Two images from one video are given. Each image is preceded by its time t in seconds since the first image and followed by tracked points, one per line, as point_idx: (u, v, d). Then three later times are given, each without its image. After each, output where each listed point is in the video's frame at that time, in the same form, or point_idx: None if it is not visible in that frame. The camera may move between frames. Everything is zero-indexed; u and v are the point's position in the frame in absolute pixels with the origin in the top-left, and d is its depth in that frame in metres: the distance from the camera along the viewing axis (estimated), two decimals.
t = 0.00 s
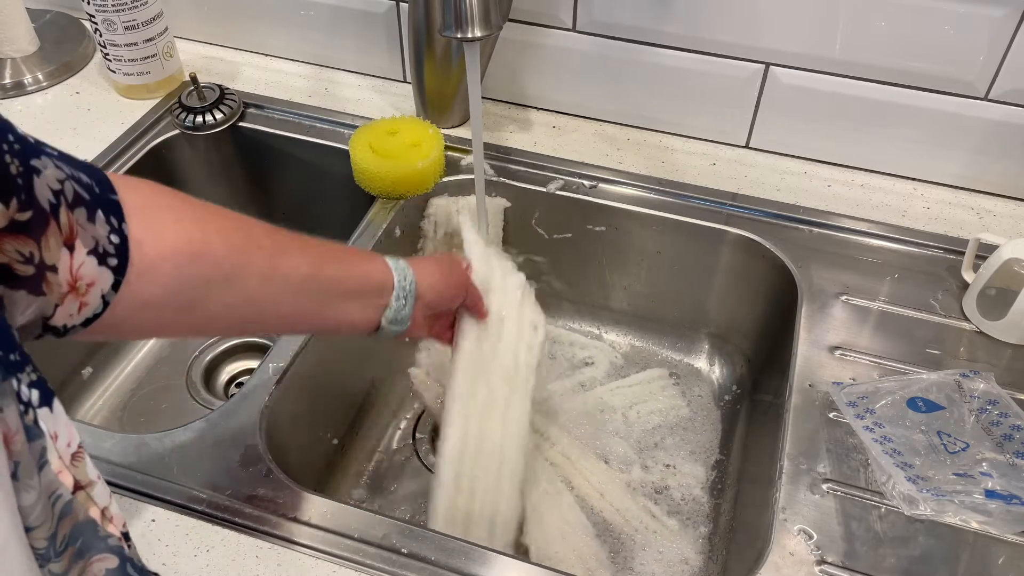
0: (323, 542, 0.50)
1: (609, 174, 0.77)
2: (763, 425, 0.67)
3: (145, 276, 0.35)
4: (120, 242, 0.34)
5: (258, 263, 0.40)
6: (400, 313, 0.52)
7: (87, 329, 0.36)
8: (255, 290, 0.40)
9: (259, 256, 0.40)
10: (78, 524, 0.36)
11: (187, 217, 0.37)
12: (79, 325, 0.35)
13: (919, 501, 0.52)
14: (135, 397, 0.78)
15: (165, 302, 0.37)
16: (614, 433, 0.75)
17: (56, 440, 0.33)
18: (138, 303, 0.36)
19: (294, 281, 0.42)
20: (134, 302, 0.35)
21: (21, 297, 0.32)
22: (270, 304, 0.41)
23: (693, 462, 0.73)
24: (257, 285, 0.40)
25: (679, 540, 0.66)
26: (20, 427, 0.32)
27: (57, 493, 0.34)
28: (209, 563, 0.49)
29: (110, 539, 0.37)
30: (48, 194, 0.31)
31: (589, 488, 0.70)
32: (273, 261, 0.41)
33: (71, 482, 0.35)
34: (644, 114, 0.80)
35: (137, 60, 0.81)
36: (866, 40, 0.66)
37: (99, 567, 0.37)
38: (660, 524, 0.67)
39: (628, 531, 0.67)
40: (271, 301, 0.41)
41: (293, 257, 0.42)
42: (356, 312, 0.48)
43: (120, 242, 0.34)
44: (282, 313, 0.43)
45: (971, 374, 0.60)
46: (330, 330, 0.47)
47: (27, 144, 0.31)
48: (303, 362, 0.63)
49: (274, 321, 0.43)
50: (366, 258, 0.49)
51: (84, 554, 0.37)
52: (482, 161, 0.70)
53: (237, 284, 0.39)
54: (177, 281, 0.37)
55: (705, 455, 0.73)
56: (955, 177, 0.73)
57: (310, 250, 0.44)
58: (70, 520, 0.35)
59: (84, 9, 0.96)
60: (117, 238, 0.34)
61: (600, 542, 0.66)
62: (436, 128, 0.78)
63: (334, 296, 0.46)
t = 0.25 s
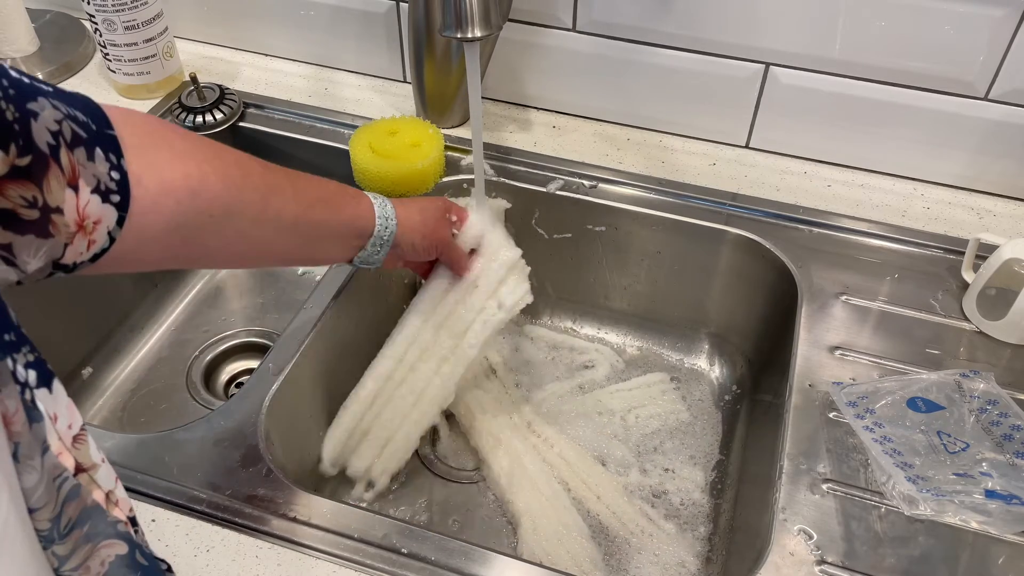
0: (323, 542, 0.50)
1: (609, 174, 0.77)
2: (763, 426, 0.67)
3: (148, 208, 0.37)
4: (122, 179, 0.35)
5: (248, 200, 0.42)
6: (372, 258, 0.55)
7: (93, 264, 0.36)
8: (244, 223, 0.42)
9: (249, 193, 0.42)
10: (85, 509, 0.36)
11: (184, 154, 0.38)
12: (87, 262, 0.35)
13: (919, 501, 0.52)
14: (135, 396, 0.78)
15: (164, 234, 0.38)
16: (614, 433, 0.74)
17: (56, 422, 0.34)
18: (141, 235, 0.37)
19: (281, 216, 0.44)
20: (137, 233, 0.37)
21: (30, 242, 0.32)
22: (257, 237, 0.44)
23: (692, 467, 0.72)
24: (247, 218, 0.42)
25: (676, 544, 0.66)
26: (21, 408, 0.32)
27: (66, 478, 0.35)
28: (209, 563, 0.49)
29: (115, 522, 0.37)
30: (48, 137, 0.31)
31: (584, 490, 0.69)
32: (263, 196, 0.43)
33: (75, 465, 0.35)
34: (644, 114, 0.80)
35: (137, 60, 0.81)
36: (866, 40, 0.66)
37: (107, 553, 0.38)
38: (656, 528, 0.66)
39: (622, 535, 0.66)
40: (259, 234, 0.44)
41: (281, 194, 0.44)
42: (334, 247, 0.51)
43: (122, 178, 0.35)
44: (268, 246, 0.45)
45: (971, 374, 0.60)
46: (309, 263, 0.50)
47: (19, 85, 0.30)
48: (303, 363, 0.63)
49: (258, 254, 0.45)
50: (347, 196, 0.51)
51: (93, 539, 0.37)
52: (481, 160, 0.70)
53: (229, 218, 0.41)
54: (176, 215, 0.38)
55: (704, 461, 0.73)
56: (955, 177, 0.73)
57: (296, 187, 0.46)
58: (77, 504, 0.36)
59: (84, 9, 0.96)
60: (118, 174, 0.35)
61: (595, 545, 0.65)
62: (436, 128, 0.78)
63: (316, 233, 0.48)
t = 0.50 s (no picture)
0: (323, 542, 0.50)
1: (609, 174, 0.77)
2: (763, 426, 0.67)
3: (146, 212, 0.36)
4: (120, 181, 0.34)
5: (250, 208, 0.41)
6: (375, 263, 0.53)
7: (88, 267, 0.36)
8: (244, 231, 0.41)
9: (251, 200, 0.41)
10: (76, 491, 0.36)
11: (184, 158, 0.37)
12: (81, 264, 0.35)
13: (919, 501, 0.52)
14: (135, 396, 0.78)
15: (162, 239, 0.37)
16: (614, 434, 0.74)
17: (49, 405, 0.34)
18: (137, 239, 0.36)
19: (281, 224, 0.43)
20: (133, 237, 0.36)
21: (24, 241, 0.32)
22: (257, 245, 0.42)
23: (691, 469, 0.72)
24: (246, 226, 0.41)
25: (675, 545, 0.65)
26: (17, 390, 0.32)
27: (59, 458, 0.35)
28: (209, 563, 0.49)
29: (107, 504, 0.37)
30: (44, 136, 0.31)
31: (583, 491, 0.68)
32: (263, 203, 0.42)
33: (65, 447, 0.35)
34: (644, 114, 0.80)
35: (137, 60, 0.81)
36: (866, 40, 0.66)
37: (101, 537, 0.38)
38: (656, 530, 0.66)
39: (621, 536, 0.66)
40: (258, 242, 0.42)
41: (281, 201, 0.43)
42: (335, 256, 0.49)
43: (120, 181, 0.34)
44: (268, 254, 0.44)
45: (971, 374, 0.60)
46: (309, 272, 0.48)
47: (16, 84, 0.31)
48: (304, 363, 0.63)
49: (258, 262, 0.44)
50: (349, 204, 0.50)
51: (85, 522, 0.37)
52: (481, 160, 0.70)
53: (230, 226, 0.40)
54: (174, 221, 0.37)
55: (703, 463, 0.73)
56: (955, 177, 0.73)
57: (297, 193, 0.45)
58: (67, 487, 0.36)
59: (84, 9, 0.96)
60: (116, 176, 0.34)
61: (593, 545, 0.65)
62: (437, 128, 0.78)
63: (317, 241, 0.47)
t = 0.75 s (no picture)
0: (323, 542, 0.50)
1: (609, 174, 0.77)
2: (763, 425, 0.67)
3: (150, 217, 0.35)
4: (125, 185, 0.34)
5: (259, 216, 0.40)
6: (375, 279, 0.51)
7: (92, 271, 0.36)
8: (252, 239, 0.40)
9: (260, 208, 0.40)
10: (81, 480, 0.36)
11: (190, 164, 0.37)
12: (86, 267, 0.35)
13: (919, 501, 0.52)
14: (135, 396, 0.78)
15: (167, 245, 0.37)
16: (614, 434, 0.74)
17: (52, 391, 0.33)
18: (141, 244, 0.36)
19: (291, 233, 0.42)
20: (136, 242, 0.36)
21: (26, 240, 0.32)
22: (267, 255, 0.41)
23: (690, 469, 0.72)
24: (254, 235, 0.40)
25: (674, 545, 0.65)
26: (20, 376, 0.32)
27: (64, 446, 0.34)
28: (209, 563, 0.49)
29: (111, 493, 0.37)
30: (49, 136, 0.31)
31: (582, 490, 0.68)
32: (271, 211, 0.41)
33: (70, 434, 0.35)
34: (644, 114, 0.80)
35: (137, 60, 0.81)
36: (866, 40, 0.66)
37: (102, 528, 0.38)
38: (655, 530, 0.66)
39: (620, 536, 0.65)
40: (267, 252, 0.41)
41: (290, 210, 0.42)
42: (349, 268, 0.48)
43: (125, 184, 0.34)
44: (277, 265, 0.42)
45: (971, 374, 0.60)
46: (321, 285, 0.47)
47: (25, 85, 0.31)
48: (303, 363, 0.63)
49: (268, 272, 0.43)
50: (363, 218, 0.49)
51: (89, 511, 0.37)
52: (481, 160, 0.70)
53: (237, 235, 0.39)
54: (179, 228, 0.37)
55: (702, 462, 0.73)
56: (955, 177, 0.73)
57: (308, 204, 0.44)
58: (73, 474, 0.36)
59: (84, 9, 0.96)
60: (121, 180, 0.34)
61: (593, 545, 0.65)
62: (436, 128, 0.78)
63: (330, 252, 0.45)
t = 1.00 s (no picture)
0: (323, 542, 0.50)
1: (609, 174, 0.77)
2: (763, 425, 0.67)
3: (117, 249, 0.35)
4: (95, 215, 0.34)
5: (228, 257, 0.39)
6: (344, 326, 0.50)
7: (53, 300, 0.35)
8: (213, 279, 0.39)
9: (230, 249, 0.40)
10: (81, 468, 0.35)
11: (162, 198, 0.36)
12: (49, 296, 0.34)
13: (919, 501, 0.52)
14: (135, 396, 0.78)
15: (130, 280, 0.36)
16: (613, 434, 0.74)
17: (50, 379, 0.32)
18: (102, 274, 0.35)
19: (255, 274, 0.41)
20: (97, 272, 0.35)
21: None
22: (226, 295, 0.41)
23: (690, 469, 0.72)
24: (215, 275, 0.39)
25: (673, 545, 0.65)
26: (16, 367, 0.31)
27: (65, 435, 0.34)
28: (208, 563, 0.49)
29: (115, 480, 0.36)
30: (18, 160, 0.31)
31: (582, 490, 0.68)
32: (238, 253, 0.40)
33: (71, 421, 0.34)
34: (644, 114, 0.80)
35: (137, 60, 0.81)
36: (866, 40, 0.66)
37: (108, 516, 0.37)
38: (654, 530, 0.66)
39: (619, 537, 0.65)
40: (228, 291, 0.41)
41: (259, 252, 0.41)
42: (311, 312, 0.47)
43: (94, 215, 0.34)
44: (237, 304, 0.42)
45: (971, 374, 0.60)
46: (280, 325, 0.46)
47: None
48: (303, 364, 0.63)
49: (227, 312, 0.42)
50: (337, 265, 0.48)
51: (93, 500, 0.37)
52: (481, 161, 0.70)
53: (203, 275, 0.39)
54: (143, 263, 0.36)
55: (702, 462, 0.73)
56: (955, 177, 0.73)
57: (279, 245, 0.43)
58: (75, 464, 0.35)
59: (84, 9, 0.96)
60: (90, 209, 0.33)
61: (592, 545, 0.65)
62: (436, 128, 0.78)
63: (294, 295, 0.45)
